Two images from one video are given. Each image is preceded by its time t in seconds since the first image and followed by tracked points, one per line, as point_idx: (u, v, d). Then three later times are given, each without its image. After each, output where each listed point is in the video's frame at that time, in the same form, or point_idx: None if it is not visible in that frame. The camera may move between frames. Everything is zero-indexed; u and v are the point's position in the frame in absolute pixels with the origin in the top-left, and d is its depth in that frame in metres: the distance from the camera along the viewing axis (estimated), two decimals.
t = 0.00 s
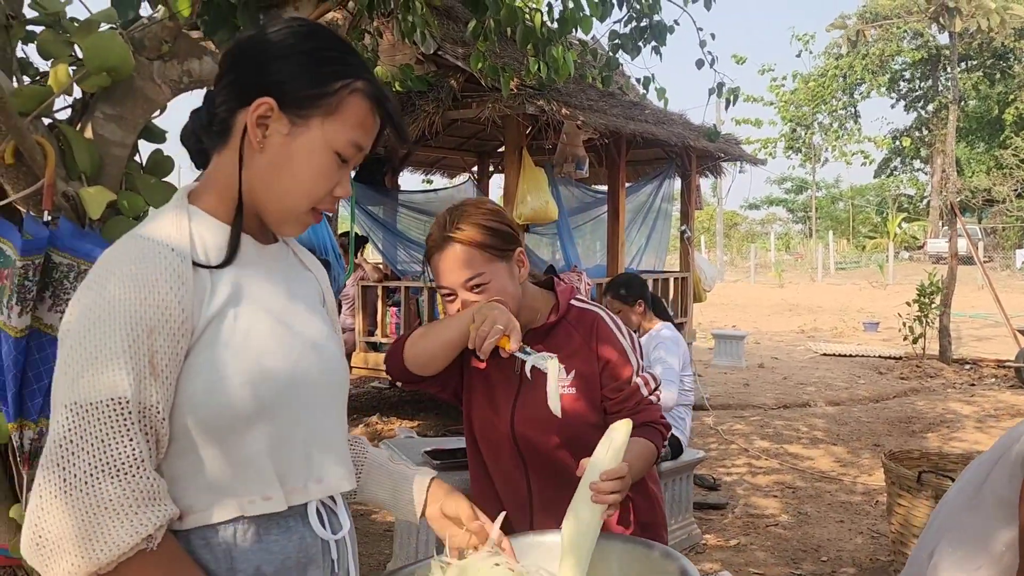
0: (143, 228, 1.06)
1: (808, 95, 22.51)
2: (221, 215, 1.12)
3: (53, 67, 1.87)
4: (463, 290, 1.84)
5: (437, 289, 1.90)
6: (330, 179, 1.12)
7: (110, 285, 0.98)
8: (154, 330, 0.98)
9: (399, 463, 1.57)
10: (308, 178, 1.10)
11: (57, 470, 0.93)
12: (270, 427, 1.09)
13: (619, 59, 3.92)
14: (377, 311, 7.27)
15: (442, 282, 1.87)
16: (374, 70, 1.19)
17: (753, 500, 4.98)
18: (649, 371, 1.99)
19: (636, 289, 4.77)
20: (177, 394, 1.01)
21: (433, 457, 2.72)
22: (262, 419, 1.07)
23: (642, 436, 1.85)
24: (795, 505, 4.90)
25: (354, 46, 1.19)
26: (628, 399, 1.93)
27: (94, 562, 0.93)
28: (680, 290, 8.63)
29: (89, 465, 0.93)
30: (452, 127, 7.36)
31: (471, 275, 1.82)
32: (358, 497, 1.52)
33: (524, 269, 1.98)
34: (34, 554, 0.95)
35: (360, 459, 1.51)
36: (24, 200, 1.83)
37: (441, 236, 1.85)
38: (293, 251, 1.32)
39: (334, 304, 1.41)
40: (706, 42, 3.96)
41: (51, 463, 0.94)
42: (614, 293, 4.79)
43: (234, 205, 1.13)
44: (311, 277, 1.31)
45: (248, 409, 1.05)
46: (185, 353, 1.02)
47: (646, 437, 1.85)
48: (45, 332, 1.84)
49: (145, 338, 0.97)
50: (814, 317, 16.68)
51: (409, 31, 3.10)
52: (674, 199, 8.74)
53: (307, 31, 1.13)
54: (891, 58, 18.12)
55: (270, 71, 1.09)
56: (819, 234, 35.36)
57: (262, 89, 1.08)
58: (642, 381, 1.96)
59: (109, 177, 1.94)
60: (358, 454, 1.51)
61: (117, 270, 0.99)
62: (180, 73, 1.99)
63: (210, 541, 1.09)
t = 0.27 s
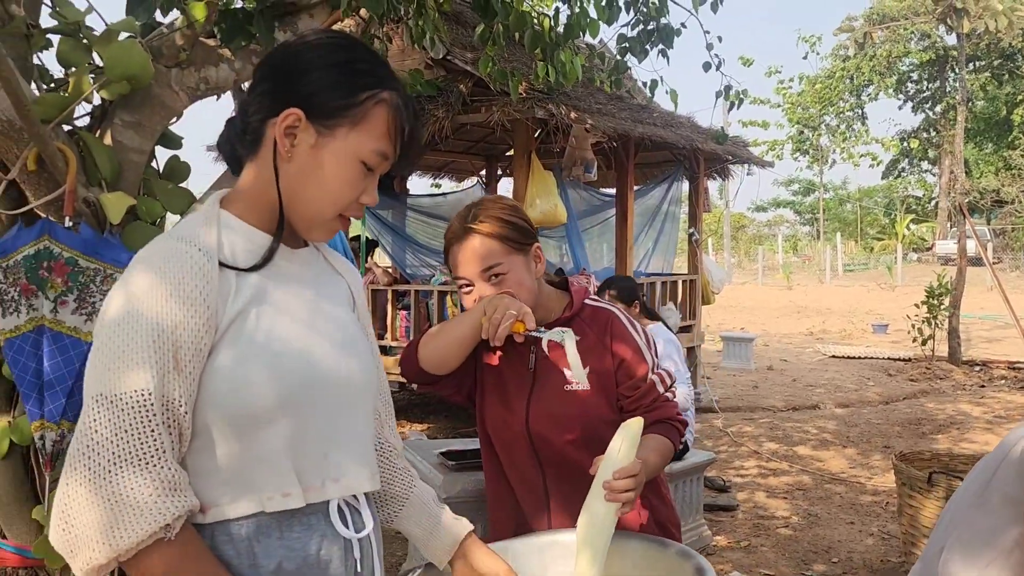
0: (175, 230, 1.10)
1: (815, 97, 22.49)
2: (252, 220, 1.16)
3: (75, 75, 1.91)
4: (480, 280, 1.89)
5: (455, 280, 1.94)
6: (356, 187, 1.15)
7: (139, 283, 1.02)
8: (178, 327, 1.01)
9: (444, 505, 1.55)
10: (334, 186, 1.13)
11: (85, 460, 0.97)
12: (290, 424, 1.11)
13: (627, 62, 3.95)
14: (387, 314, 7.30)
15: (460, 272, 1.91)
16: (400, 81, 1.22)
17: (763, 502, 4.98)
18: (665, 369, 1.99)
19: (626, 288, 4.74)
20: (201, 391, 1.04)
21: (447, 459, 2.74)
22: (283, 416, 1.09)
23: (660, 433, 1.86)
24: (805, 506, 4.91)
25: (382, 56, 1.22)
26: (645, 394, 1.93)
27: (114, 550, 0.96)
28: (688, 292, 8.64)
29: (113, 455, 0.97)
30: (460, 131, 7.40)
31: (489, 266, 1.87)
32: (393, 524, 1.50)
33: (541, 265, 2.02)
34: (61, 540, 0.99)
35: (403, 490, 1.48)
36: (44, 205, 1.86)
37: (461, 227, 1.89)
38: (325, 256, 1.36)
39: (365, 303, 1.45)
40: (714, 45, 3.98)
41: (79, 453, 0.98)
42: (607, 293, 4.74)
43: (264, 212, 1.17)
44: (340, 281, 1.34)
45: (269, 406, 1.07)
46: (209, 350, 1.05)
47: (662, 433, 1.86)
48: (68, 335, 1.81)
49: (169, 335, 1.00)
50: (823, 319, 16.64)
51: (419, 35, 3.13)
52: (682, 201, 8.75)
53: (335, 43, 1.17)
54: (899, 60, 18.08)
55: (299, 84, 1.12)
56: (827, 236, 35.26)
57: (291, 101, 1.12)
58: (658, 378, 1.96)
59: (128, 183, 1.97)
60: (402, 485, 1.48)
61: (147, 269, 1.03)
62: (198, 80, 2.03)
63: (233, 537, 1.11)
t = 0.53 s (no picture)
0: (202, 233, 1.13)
1: (824, 98, 22.41)
2: (275, 225, 1.19)
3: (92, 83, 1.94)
4: (517, 266, 1.88)
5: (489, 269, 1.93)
6: (376, 193, 1.17)
7: (166, 284, 1.05)
8: (204, 326, 1.03)
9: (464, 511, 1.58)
10: (355, 191, 1.15)
11: (113, 455, 1.00)
12: (312, 422, 1.13)
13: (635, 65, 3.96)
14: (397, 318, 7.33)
15: (495, 259, 1.91)
16: (419, 89, 1.24)
17: (775, 504, 4.98)
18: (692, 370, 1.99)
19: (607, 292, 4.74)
20: (225, 389, 1.06)
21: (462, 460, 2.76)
22: (305, 413, 1.11)
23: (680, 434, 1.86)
24: (817, 508, 4.90)
25: (401, 66, 1.25)
26: (670, 395, 1.94)
27: (140, 543, 0.99)
28: (698, 294, 8.64)
29: (140, 451, 0.99)
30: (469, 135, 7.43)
31: (527, 251, 1.88)
32: (413, 529, 1.53)
33: (574, 261, 2.06)
34: (91, 532, 1.02)
35: (424, 495, 1.52)
36: (65, 211, 1.90)
37: (499, 214, 1.93)
38: (347, 260, 1.38)
39: (386, 308, 1.47)
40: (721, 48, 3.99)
41: (107, 448, 1.01)
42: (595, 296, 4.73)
43: (286, 217, 1.20)
44: (363, 285, 1.37)
45: (291, 405, 1.09)
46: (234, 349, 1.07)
47: (686, 434, 1.86)
48: (88, 339, 1.83)
49: (194, 334, 1.02)
50: (833, 321, 16.57)
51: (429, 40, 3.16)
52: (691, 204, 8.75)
53: (357, 54, 1.20)
54: (909, 60, 17.97)
55: (322, 93, 1.15)
56: (837, 238, 35.12)
57: (313, 109, 1.15)
58: (685, 379, 1.96)
59: (145, 189, 2.01)
60: (422, 490, 1.52)
61: (173, 270, 1.06)
62: (213, 87, 2.06)
63: (257, 534, 1.13)
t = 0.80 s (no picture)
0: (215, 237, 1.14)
1: (835, 98, 22.29)
2: (288, 227, 1.20)
3: (107, 89, 1.96)
4: (563, 274, 1.88)
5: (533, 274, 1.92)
6: (387, 194, 1.18)
7: (181, 288, 1.06)
8: (218, 329, 1.04)
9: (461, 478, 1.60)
10: (365, 193, 1.16)
11: (131, 458, 1.01)
12: (327, 422, 1.14)
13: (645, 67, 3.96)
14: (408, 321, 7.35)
15: (541, 265, 1.90)
16: (430, 90, 1.25)
17: (789, 506, 4.95)
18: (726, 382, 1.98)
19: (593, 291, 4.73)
20: (239, 391, 1.07)
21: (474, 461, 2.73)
22: (320, 413, 1.12)
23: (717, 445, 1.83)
24: (831, 510, 4.87)
25: (411, 68, 1.25)
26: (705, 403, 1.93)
27: (160, 543, 0.99)
28: (709, 296, 8.61)
29: (158, 452, 1.00)
30: (479, 139, 7.45)
31: (574, 259, 1.87)
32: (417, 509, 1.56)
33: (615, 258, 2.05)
34: (111, 534, 1.03)
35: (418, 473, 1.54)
36: (80, 217, 1.92)
37: (544, 220, 1.90)
38: (358, 262, 1.39)
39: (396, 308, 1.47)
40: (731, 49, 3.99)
41: (126, 450, 1.02)
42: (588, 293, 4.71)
43: (298, 218, 1.21)
44: (373, 287, 1.37)
45: (306, 405, 1.10)
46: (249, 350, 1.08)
47: (716, 443, 1.84)
48: (103, 342, 1.85)
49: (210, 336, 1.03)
50: (847, 323, 16.46)
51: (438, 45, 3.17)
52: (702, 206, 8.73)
53: (369, 57, 1.21)
54: (920, 60, 17.83)
55: (332, 95, 1.17)
56: (849, 239, 34.90)
57: (324, 111, 1.16)
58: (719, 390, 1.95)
59: (158, 194, 2.02)
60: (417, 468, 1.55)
61: (188, 274, 1.07)
62: (226, 93, 2.09)
63: (271, 534, 1.15)
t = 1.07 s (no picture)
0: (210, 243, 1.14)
1: (848, 99, 22.15)
2: (284, 231, 1.21)
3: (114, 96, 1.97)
4: (580, 298, 1.89)
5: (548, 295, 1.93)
6: (383, 201, 1.19)
7: (176, 297, 1.05)
8: (213, 339, 1.04)
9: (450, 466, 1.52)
10: (361, 199, 1.17)
11: (126, 467, 1.01)
12: (323, 430, 1.14)
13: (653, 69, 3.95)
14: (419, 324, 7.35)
15: (556, 289, 1.90)
16: (428, 95, 1.25)
17: (800, 509, 4.91)
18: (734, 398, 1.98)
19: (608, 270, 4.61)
20: (235, 400, 1.07)
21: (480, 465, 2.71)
22: (317, 422, 1.13)
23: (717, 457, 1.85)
24: (843, 513, 4.82)
25: (409, 71, 1.25)
26: (715, 414, 1.93)
27: (155, 553, 1.00)
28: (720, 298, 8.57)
29: (153, 461, 1.00)
30: (489, 142, 7.45)
31: (590, 284, 1.87)
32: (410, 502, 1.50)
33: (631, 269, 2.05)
34: (105, 541, 1.03)
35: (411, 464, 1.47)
36: (87, 223, 1.93)
37: (558, 247, 1.88)
38: (353, 265, 1.39)
39: (393, 312, 1.47)
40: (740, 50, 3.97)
41: (121, 459, 1.02)
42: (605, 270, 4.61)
43: (294, 223, 1.21)
44: (368, 289, 1.38)
45: (303, 415, 1.10)
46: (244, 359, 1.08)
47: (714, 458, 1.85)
48: (110, 347, 1.87)
49: (205, 346, 1.03)
50: (860, 325, 16.34)
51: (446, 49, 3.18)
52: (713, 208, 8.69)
53: (368, 61, 1.21)
54: (934, 60, 17.65)
55: (329, 100, 1.17)
56: (863, 240, 34.64)
57: (320, 116, 1.16)
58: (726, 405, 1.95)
59: (165, 200, 2.03)
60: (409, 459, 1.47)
61: (182, 282, 1.07)
62: (232, 98, 2.10)
63: (269, 540, 1.15)
